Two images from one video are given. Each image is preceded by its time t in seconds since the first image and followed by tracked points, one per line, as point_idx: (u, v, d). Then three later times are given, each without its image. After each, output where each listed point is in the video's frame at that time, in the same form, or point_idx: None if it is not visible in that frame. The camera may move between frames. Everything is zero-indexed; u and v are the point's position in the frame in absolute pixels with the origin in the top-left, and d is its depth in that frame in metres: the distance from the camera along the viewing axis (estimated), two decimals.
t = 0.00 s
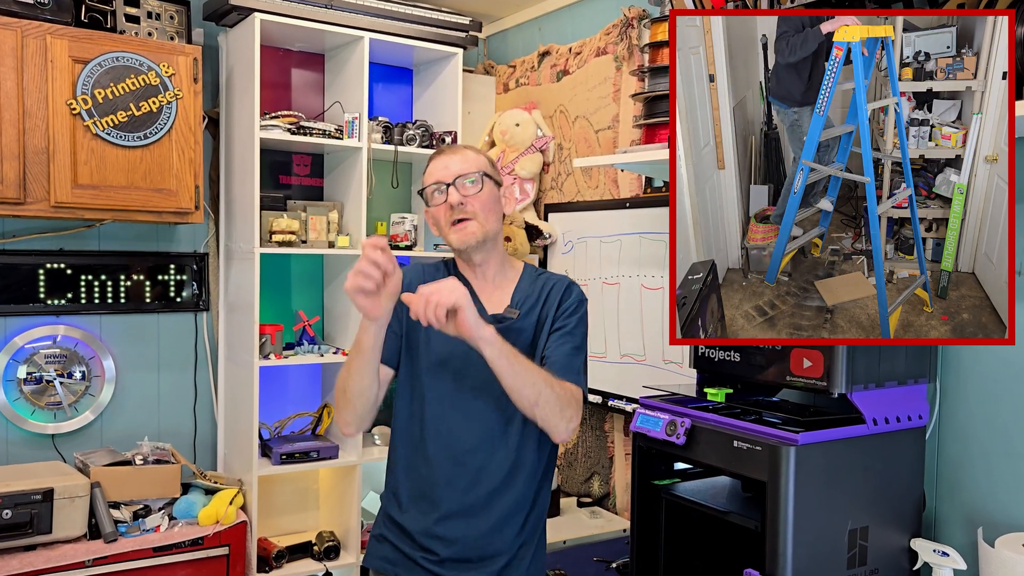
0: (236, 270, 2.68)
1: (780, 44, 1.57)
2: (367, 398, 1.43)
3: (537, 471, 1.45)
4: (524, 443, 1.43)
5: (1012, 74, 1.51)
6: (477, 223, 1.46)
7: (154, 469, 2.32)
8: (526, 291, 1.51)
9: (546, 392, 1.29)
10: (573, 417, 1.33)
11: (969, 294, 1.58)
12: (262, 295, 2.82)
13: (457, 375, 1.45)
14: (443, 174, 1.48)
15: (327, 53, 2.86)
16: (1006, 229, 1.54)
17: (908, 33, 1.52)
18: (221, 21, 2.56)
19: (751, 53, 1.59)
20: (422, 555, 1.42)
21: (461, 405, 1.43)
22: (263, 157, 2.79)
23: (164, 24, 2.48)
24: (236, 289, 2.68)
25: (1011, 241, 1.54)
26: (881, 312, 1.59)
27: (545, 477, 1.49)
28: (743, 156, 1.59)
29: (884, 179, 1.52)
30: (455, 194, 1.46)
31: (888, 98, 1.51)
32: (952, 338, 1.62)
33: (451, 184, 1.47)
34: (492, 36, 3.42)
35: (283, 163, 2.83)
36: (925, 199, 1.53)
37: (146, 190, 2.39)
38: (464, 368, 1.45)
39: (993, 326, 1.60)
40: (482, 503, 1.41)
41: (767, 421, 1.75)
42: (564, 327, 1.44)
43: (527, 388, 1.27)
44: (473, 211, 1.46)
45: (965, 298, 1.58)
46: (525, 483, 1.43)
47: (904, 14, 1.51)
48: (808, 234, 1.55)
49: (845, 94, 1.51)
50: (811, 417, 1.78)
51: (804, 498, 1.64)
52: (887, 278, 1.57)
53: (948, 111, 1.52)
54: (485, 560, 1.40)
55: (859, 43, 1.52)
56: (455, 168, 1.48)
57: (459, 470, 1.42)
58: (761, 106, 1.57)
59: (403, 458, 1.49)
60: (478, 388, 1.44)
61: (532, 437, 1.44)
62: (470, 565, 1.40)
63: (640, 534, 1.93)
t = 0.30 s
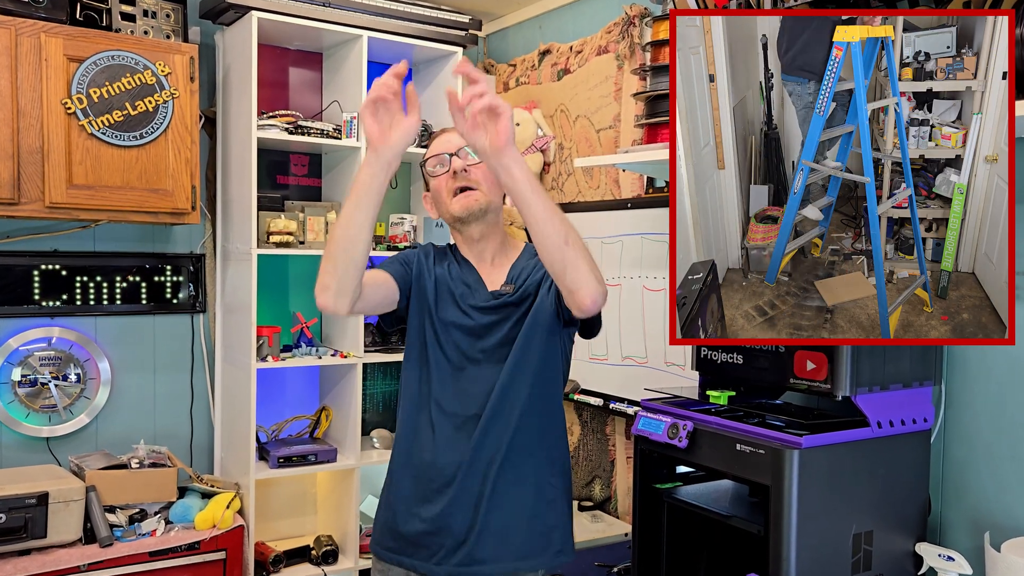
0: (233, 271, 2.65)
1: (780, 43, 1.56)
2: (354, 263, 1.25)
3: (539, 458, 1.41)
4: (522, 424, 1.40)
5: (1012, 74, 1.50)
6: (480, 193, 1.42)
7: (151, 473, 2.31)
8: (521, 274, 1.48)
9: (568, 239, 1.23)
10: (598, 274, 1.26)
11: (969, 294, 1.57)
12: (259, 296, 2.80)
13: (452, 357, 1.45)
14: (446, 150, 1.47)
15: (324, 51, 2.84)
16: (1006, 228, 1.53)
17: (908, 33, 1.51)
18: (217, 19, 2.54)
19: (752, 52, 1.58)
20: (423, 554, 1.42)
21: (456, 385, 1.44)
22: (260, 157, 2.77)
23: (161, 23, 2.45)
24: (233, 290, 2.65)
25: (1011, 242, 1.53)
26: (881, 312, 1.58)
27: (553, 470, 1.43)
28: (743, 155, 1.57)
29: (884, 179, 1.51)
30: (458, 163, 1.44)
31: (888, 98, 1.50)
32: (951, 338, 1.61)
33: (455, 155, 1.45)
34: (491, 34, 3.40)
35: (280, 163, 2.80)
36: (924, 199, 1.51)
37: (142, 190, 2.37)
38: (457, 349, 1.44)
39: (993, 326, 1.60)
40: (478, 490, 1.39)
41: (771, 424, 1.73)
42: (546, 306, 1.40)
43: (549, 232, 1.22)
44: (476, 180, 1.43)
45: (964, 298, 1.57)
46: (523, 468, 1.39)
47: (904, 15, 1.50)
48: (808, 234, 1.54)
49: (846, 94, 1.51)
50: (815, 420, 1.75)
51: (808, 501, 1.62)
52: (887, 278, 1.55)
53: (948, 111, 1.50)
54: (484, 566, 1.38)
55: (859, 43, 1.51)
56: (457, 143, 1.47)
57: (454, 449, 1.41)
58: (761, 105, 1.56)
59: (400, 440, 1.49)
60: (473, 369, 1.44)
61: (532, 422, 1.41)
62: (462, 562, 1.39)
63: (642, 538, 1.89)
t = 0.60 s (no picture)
0: (229, 272, 2.63)
1: (780, 44, 1.54)
2: (330, 201, 1.28)
3: (543, 458, 1.38)
4: (527, 424, 1.38)
5: (1012, 74, 1.48)
6: (479, 199, 1.45)
7: (147, 477, 2.27)
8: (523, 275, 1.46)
9: (605, 194, 1.22)
10: (625, 235, 1.24)
11: (969, 294, 1.54)
12: (257, 297, 2.78)
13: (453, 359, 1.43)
14: (443, 155, 1.49)
15: (322, 50, 2.81)
16: (1006, 228, 1.51)
17: (908, 33, 1.49)
18: (214, 17, 2.52)
19: (752, 52, 1.56)
20: (421, 560, 1.39)
21: (456, 388, 1.41)
22: (257, 156, 2.74)
23: (156, 20, 2.42)
24: (229, 291, 2.62)
25: (1011, 242, 1.51)
26: (881, 312, 1.56)
27: (557, 471, 1.40)
28: (743, 156, 1.56)
29: (884, 179, 1.50)
30: (456, 169, 1.46)
31: (888, 98, 1.49)
32: (951, 338, 1.58)
33: (452, 162, 1.47)
34: (492, 32, 3.38)
35: (278, 163, 2.78)
36: (924, 199, 1.49)
37: (137, 190, 2.34)
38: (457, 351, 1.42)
39: (993, 326, 1.57)
40: (478, 494, 1.37)
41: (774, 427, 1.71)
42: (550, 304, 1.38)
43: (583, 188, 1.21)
44: (473, 184, 1.45)
45: (965, 298, 1.55)
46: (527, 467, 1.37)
47: (904, 14, 1.49)
48: (808, 234, 1.53)
49: (845, 94, 1.50)
50: (819, 423, 1.73)
51: (812, 506, 1.60)
52: (887, 278, 1.53)
53: (948, 111, 1.49)
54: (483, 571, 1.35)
55: (859, 43, 1.49)
56: (455, 150, 1.49)
57: (456, 451, 1.39)
58: (761, 106, 1.55)
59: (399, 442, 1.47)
60: (475, 370, 1.41)
61: (537, 423, 1.38)
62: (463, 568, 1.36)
63: (645, 543, 1.89)
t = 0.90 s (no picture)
0: (225, 274, 2.60)
1: (781, 43, 1.51)
2: (290, 207, 1.26)
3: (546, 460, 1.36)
4: (531, 423, 1.35)
5: (1013, 74, 1.46)
6: (475, 207, 1.43)
7: (143, 480, 2.26)
8: (523, 274, 1.44)
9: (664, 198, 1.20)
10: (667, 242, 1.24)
11: (969, 294, 1.50)
12: (253, 301, 2.75)
13: (452, 361, 1.40)
14: (439, 159, 1.47)
15: (320, 48, 2.79)
16: (1007, 226, 1.48)
17: (908, 33, 1.48)
18: (210, 14, 2.51)
19: (751, 51, 1.53)
20: (419, 567, 1.36)
21: (455, 390, 1.39)
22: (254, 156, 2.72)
23: (151, 18, 2.40)
24: (225, 294, 2.60)
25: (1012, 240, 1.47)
26: (881, 312, 1.52)
27: (557, 471, 1.37)
28: (743, 156, 1.53)
29: (884, 179, 1.47)
30: (452, 175, 1.44)
31: (888, 98, 1.48)
32: (952, 339, 1.53)
33: (448, 169, 1.45)
34: (492, 30, 3.35)
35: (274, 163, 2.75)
36: (925, 199, 1.47)
37: (132, 190, 2.32)
38: (456, 352, 1.39)
39: (993, 326, 1.52)
40: (478, 500, 1.34)
41: (779, 430, 1.68)
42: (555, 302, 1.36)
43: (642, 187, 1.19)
44: (470, 191, 1.44)
45: (965, 299, 1.51)
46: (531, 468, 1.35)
47: (904, 14, 1.48)
48: (808, 234, 1.50)
49: (845, 94, 1.48)
50: (824, 427, 1.70)
51: (817, 510, 1.57)
52: (887, 278, 1.50)
53: (948, 111, 1.49)
54: None
55: (859, 43, 1.48)
56: (451, 153, 1.47)
57: (456, 454, 1.36)
58: (761, 105, 1.53)
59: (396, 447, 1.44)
60: (475, 372, 1.39)
61: (540, 422, 1.36)
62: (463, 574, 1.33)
63: (646, 547, 1.86)
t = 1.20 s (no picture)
0: (221, 275, 2.58)
1: (781, 43, 1.55)
2: (332, 208, 1.22)
3: (547, 465, 1.33)
4: (529, 431, 1.32)
5: (1012, 74, 1.47)
6: (470, 206, 1.39)
7: (138, 484, 2.23)
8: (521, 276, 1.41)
9: (595, 197, 1.17)
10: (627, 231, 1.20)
11: (969, 294, 1.54)
12: (250, 303, 2.73)
13: (447, 367, 1.38)
14: (431, 156, 1.42)
15: (317, 46, 2.77)
16: (1006, 226, 1.51)
17: (908, 33, 1.50)
18: (205, 11, 2.48)
19: (751, 52, 1.57)
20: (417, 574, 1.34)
21: (450, 396, 1.36)
22: (250, 156, 2.69)
23: (146, 15, 2.37)
24: (221, 295, 2.58)
25: (1011, 238, 1.51)
26: (881, 312, 1.55)
27: (559, 477, 1.34)
28: (743, 155, 1.57)
29: (884, 179, 1.50)
30: (445, 173, 1.39)
31: (888, 98, 1.50)
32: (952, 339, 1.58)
33: (440, 166, 1.40)
34: (491, 28, 3.32)
35: (271, 162, 2.73)
36: (924, 199, 1.50)
37: (127, 191, 2.30)
38: (451, 358, 1.37)
39: (993, 327, 1.57)
40: (478, 506, 1.32)
41: (783, 433, 1.65)
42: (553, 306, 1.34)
43: (576, 189, 1.17)
44: (464, 191, 1.39)
45: (965, 298, 1.54)
46: (531, 474, 1.32)
47: (904, 14, 1.49)
48: (808, 234, 1.53)
49: (845, 94, 1.50)
50: (829, 430, 1.68)
51: (821, 515, 1.55)
52: (887, 278, 1.54)
53: (948, 111, 1.49)
54: None
55: (859, 43, 1.51)
56: (443, 151, 1.41)
57: (451, 461, 1.34)
58: (761, 105, 1.55)
59: (393, 452, 1.42)
60: (470, 378, 1.36)
61: (539, 429, 1.33)
62: None
63: (649, 552, 1.83)
